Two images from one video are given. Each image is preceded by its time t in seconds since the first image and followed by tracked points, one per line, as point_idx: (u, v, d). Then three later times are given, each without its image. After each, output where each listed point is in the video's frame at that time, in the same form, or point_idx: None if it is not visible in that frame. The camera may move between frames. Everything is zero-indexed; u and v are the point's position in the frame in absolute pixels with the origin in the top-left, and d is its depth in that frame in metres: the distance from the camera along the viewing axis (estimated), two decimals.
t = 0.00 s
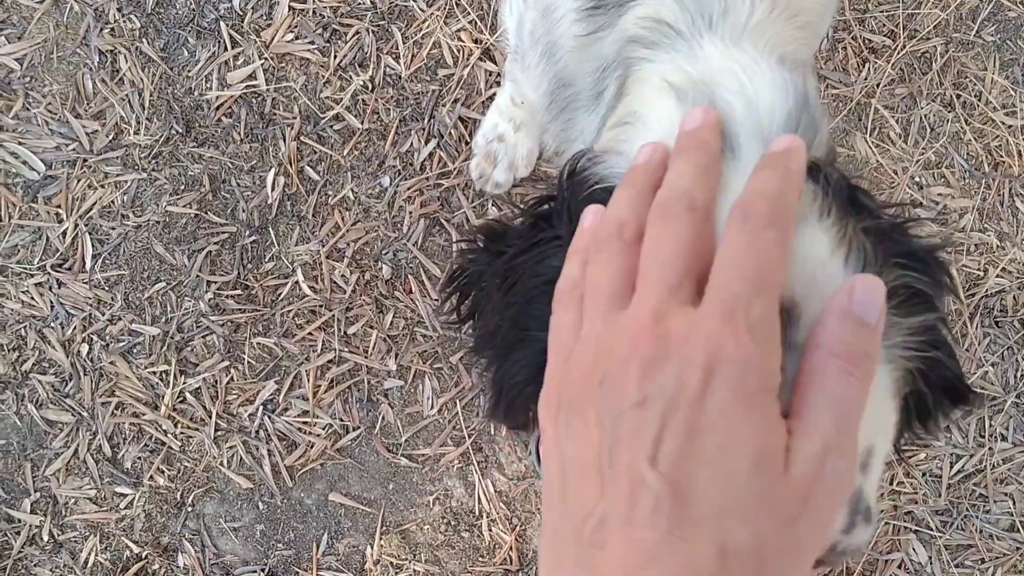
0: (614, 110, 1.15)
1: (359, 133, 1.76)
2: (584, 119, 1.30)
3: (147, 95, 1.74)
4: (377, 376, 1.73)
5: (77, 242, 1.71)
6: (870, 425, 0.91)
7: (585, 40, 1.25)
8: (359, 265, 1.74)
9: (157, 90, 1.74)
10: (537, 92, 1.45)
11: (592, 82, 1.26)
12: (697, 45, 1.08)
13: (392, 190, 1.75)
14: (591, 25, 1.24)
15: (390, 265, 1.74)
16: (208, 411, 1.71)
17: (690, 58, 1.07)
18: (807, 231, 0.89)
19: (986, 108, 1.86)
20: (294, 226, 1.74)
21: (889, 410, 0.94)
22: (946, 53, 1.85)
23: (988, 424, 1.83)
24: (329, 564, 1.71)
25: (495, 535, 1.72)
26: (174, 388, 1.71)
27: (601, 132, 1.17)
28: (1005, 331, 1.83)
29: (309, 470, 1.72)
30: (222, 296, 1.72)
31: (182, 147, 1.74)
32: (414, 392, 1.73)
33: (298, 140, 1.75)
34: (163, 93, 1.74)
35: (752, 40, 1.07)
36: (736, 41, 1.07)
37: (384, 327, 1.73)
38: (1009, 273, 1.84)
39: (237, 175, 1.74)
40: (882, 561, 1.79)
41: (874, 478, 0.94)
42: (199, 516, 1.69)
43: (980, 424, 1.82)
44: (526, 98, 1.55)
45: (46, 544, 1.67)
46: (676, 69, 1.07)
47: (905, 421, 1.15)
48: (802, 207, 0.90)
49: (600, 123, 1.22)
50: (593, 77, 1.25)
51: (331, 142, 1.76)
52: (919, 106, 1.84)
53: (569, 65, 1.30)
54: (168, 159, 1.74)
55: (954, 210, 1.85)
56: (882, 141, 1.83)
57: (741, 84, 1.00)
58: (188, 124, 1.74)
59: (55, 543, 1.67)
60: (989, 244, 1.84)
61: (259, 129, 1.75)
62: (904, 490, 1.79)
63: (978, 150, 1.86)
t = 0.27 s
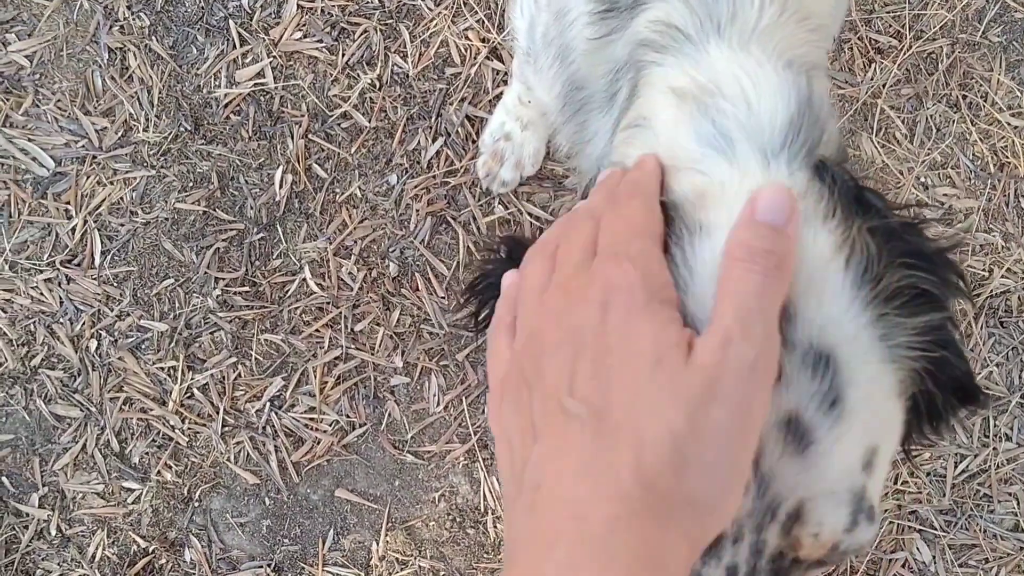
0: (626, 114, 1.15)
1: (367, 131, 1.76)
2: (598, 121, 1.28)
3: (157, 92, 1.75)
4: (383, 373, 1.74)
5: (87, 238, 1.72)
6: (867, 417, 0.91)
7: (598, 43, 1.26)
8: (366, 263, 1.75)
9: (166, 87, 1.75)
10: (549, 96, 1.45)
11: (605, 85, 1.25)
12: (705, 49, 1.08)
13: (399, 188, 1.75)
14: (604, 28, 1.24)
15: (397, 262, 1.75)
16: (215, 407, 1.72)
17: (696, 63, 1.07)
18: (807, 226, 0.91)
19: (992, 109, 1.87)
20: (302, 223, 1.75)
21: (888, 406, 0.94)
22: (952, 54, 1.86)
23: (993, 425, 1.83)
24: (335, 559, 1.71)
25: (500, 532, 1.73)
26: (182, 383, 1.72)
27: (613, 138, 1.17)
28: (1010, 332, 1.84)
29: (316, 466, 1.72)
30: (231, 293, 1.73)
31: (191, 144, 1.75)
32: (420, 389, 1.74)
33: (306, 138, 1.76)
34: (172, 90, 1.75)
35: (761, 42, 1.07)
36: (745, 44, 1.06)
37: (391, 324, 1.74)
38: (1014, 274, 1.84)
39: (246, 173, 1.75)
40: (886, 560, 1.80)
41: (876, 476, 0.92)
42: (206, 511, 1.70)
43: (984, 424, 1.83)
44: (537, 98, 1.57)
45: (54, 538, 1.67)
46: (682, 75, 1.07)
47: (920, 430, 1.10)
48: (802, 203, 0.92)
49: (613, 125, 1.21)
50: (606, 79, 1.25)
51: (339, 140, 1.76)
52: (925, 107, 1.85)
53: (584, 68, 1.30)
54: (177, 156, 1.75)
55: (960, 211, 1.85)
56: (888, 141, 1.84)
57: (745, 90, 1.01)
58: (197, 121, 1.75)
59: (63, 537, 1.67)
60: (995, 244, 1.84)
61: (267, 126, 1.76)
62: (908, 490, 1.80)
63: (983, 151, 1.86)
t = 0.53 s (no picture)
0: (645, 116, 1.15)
1: (372, 126, 1.77)
2: (612, 124, 1.28)
3: (163, 86, 1.75)
4: (388, 367, 1.75)
5: (93, 232, 1.72)
6: (900, 427, 0.92)
7: (612, 46, 1.26)
8: (372, 257, 1.75)
9: (172, 81, 1.76)
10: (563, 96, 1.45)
11: (620, 88, 1.25)
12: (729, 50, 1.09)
13: (404, 183, 1.76)
14: (618, 31, 1.25)
15: (402, 257, 1.75)
16: (221, 401, 1.72)
17: (721, 64, 1.08)
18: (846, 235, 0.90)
19: (997, 106, 1.87)
20: (308, 217, 1.76)
21: (919, 414, 0.95)
22: (957, 50, 1.86)
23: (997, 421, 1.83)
24: (340, 553, 1.72)
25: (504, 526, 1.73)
26: (188, 377, 1.72)
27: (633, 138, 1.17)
28: (1014, 328, 1.84)
29: (320, 460, 1.73)
30: (236, 287, 1.73)
31: (197, 138, 1.75)
32: (425, 383, 1.75)
33: (312, 132, 1.77)
34: (178, 84, 1.76)
35: (782, 46, 1.08)
36: (767, 47, 1.08)
37: (396, 319, 1.75)
38: (1019, 271, 1.85)
39: (251, 167, 1.75)
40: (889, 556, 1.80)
41: (904, 484, 0.93)
42: (211, 504, 1.70)
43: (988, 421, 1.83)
44: (543, 94, 1.57)
45: (60, 530, 1.68)
46: (706, 74, 1.08)
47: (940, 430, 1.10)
48: (840, 210, 0.91)
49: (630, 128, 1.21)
50: (621, 83, 1.25)
51: (345, 135, 1.77)
52: (931, 104, 1.85)
53: (597, 72, 1.30)
54: (183, 150, 1.75)
55: (964, 207, 1.85)
56: (894, 137, 1.84)
57: (772, 90, 1.02)
58: (203, 115, 1.75)
59: (69, 529, 1.68)
60: (1000, 241, 1.84)
61: (273, 121, 1.76)
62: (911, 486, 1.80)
63: (989, 148, 1.86)
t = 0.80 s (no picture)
0: (658, 111, 1.15)
1: (377, 122, 1.77)
2: (624, 119, 1.28)
3: (168, 82, 1.76)
4: (392, 362, 1.75)
5: (98, 227, 1.73)
6: (925, 432, 0.92)
7: (623, 41, 1.26)
8: (376, 253, 1.75)
9: (177, 77, 1.76)
10: (573, 90, 1.43)
11: (632, 83, 1.25)
12: (747, 41, 1.07)
13: (409, 178, 1.76)
14: (629, 27, 1.24)
15: (406, 253, 1.76)
16: (225, 395, 1.72)
17: (738, 55, 1.07)
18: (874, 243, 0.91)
19: (1003, 103, 1.86)
20: (312, 213, 1.76)
21: (943, 419, 0.95)
22: (963, 47, 1.85)
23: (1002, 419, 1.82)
24: (343, 548, 1.72)
25: (507, 522, 1.73)
26: (192, 371, 1.72)
27: (646, 132, 1.17)
28: (1019, 326, 1.84)
29: (324, 455, 1.73)
30: (241, 282, 1.73)
31: (202, 134, 1.75)
32: (429, 378, 1.75)
33: (317, 128, 1.77)
34: (183, 80, 1.76)
35: (798, 40, 1.07)
36: (786, 39, 1.07)
37: (400, 315, 1.75)
38: None
39: (256, 163, 1.75)
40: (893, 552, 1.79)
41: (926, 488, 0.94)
42: (215, 498, 1.70)
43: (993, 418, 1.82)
44: (549, 92, 1.57)
45: (64, 524, 1.68)
46: (723, 65, 1.07)
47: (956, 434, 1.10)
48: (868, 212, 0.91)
49: (642, 123, 1.21)
50: (633, 78, 1.25)
51: (349, 131, 1.77)
52: (936, 101, 1.84)
53: (609, 67, 1.30)
54: (187, 145, 1.75)
55: (969, 204, 1.85)
56: (898, 134, 1.84)
57: (793, 81, 1.00)
58: (208, 111, 1.76)
59: (74, 523, 1.68)
60: (1004, 238, 1.84)
61: (278, 116, 1.77)
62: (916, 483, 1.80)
63: (994, 145, 1.86)
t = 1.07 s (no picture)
0: (663, 102, 1.14)
1: (380, 117, 1.77)
2: (627, 114, 1.27)
3: (172, 77, 1.76)
4: (395, 357, 1.75)
5: (102, 221, 1.73)
6: (928, 423, 0.92)
7: (625, 36, 1.26)
8: (379, 248, 1.75)
9: (181, 72, 1.76)
10: (577, 83, 1.42)
11: (635, 77, 1.25)
12: (752, 33, 1.07)
13: (412, 174, 1.76)
14: (631, 21, 1.25)
15: (409, 248, 1.76)
16: (228, 390, 1.72)
17: (745, 47, 1.07)
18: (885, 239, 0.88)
19: (1008, 98, 1.86)
20: (316, 208, 1.76)
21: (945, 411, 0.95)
22: (968, 43, 1.85)
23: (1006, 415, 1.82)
24: (346, 542, 1.72)
25: (510, 517, 1.73)
26: (196, 366, 1.72)
27: (649, 126, 1.16)
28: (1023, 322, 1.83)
29: (327, 450, 1.73)
30: (244, 277, 1.74)
31: (206, 129, 1.76)
32: (432, 373, 1.75)
33: (320, 123, 1.77)
34: (187, 75, 1.76)
35: (805, 32, 1.07)
36: (792, 31, 1.07)
37: (403, 310, 1.75)
38: None
39: (259, 158, 1.76)
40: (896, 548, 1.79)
41: (926, 479, 0.94)
42: (219, 492, 1.71)
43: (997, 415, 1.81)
44: (552, 86, 1.57)
45: (68, 518, 1.68)
46: (728, 57, 1.07)
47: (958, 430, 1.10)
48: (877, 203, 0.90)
49: (645, 116, 1.21)
50: (636, 72, 1.24)
51: (353, 126, 1.77)
52: (941, 96, 1.84)
53: (612, 62, 1.30)
54: (191, 141, 1.75)
55: (974, 200, 1.85)
56: (903, 130, 1.83)
57: (801, 72, 1.01)
58: (212, 106, 1.76)
59: (78, 517, 1.68)
60: (1009, 234, 1.84)
61: (281, 111, 1.77)
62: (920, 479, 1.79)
63: (999, 141, 1.85)
